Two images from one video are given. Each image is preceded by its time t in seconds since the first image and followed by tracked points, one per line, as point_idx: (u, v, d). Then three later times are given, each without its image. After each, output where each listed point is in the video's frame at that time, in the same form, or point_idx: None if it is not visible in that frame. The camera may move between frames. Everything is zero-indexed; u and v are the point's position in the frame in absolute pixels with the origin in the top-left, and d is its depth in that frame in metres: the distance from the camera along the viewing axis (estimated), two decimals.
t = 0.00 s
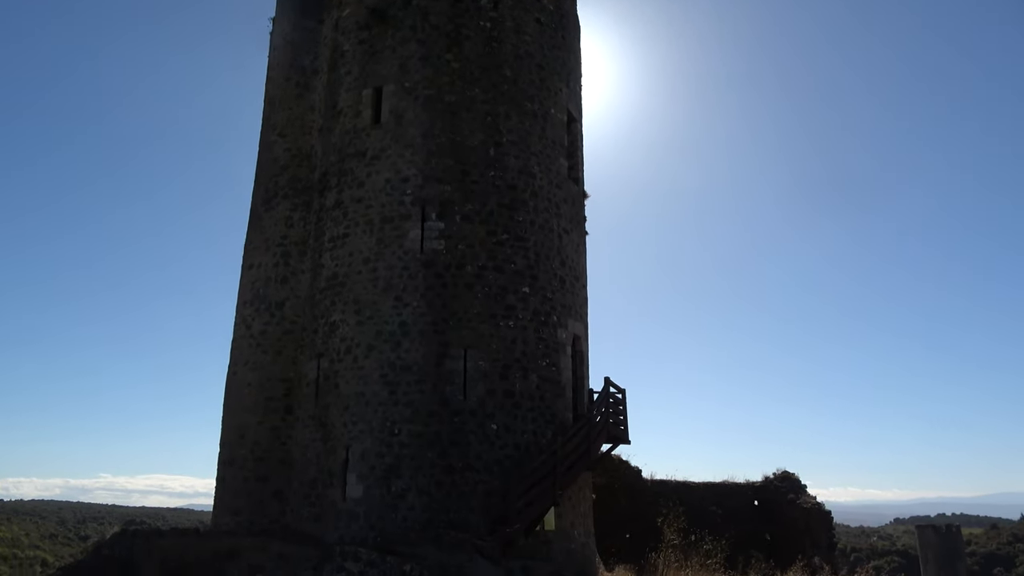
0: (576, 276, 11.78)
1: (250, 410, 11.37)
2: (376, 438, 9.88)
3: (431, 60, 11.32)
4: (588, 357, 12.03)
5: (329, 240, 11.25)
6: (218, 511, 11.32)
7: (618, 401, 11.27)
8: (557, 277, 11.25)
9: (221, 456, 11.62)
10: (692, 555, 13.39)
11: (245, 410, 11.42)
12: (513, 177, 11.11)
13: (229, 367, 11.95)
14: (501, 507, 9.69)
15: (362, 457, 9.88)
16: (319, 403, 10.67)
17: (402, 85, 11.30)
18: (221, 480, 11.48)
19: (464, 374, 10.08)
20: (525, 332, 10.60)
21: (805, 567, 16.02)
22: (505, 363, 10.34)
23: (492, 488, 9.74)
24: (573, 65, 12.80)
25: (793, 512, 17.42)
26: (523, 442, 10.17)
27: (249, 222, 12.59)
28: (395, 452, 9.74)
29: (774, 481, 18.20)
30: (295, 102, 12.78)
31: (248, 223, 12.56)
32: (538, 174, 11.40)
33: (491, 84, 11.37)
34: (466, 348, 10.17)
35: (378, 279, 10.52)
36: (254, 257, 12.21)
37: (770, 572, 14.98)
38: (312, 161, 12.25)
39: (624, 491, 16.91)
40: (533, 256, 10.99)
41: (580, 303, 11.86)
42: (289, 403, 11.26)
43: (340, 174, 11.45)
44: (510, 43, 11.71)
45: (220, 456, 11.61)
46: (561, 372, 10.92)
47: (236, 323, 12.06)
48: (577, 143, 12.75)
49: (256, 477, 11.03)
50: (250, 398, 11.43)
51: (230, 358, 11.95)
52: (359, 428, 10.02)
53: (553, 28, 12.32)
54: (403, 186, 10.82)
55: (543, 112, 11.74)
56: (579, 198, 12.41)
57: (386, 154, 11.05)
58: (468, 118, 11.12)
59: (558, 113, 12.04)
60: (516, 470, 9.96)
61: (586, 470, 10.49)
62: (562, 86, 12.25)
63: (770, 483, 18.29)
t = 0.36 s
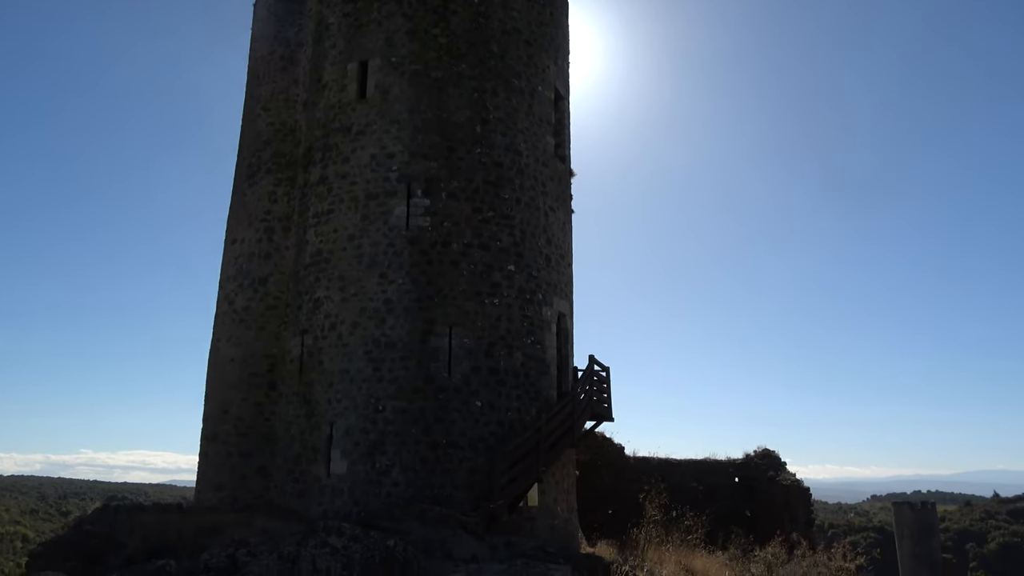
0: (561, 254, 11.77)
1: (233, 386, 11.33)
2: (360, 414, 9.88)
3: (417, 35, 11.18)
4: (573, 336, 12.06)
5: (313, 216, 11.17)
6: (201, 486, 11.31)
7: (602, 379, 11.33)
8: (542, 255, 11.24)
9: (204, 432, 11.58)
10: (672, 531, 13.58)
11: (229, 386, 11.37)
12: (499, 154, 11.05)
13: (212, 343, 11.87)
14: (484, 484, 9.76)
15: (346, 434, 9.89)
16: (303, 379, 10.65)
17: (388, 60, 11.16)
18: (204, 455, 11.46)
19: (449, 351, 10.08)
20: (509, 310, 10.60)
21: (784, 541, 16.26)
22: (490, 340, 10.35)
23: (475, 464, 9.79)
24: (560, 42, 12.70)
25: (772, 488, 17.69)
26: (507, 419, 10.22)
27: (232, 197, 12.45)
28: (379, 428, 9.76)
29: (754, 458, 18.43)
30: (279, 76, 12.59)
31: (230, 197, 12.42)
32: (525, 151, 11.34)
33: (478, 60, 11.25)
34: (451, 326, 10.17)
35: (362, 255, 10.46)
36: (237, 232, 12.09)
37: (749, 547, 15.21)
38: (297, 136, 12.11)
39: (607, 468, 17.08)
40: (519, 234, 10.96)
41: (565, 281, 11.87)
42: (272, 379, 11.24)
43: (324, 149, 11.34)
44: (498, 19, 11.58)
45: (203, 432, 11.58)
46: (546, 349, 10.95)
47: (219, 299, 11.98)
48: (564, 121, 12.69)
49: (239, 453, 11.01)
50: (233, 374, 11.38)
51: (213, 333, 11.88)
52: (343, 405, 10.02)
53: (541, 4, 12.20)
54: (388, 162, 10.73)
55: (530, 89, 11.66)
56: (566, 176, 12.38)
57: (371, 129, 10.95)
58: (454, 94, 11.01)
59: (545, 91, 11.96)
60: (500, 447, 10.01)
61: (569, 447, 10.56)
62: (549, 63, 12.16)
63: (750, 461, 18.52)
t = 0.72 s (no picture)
0: (547, 232, 11.76)
1: (216, 362, 11.28)
2: (345, 391, 9.88)
3: (403, 9, 11.04)
4: (557, 314, 12.09)
5: (297, 192, 11.07)
6: (184, 462, 11.29)
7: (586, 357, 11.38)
8: (528, 233, 11.22)
9: (187, 408, 11.54)
10: (654, 507, 13.75)
11: (212, 362, 11.32)
12: (485, 131, 10.97)
13: (195, 319, 11.79)
14: (468, 460, 9.81)
15: (330, 410, 9.89)
16: (286, 356, 10.62)
17: (373, 34, 11.02)
18: (187, 431, 11.43)
19: (434, 329, 10.08)
20: (494, 288, 10.60)
21: (763, 518, 16.51)
22: (475, 318, 10.35)
23: (459, 441, 9.84)
24: (548, 18, 12.59)
25: (753, 465, 17.92)
26: (491, 396, 10.26)
27: (215, 172, 12.31)
28: (363, 405, 9.77)
29: (735, 437, 18.63)
30: (262, 49, 12.41)
31: (213, 172, 12.27)
32: (511, 128, 11.28)
33: (464, 35, 11.13)
34: (436, 303, 10.16)
35: (347, 232, 10.40)
36: (219, 207, 11.98)
37: (729, 523, 15.43)
38: (280, 111, 11.97)
39: (590, 445, 17.23)
40: (505, 212, 10.93)
41: (550, 259, 11.86)
42: (256, 356, 11.20)
43: (308, 124, 11.22)
44: None
45: (186, 408, 11.54)
46: (530, 327, 10.98)
47: (202, 274, 11.88)
48: (551, 99, 12.62)
49: (222, 429, 10.99)
50: (216, 351, 11.32)
51: (196, 310, 11.79)
52: (327, 381, 10.01)
53: None
54: (373, 138, 10.64)
55: (516, 65, 11.56)
56: (552, 154, 12.33)
57: (356, 104, 10.84)
58: (440, 70, 10.90)
59: (531, 67, 11.87)
60: (484, 424, 10.06)
61: (553, 425, 10.63)
62: (537, 40, 12.06)
63: (731, 439, 18.72)
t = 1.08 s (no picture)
0: (530, 210, 11.74)
1: (197, 339, 11.21)
2: (327, 368, 9.87)
3: None
4: (540, 292, 12.11)
5: (278, 168, 10.97)
6: (166, 439, 11.25)
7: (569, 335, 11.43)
8: (511, 211, 11.20)
9: (168, 385, 11.48)
10: (635, 484, 13.90)
11: (193, 339, 11.25)
12: (468, 108, 10.90)
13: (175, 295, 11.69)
14: (451, 438, 9.86)
15: (313, 387, 9.89)
16: (268, 333, 10.58)
17: (355, 8, 10.87)
18: (168, 408, 11.38)
19: (417, 306, 10.08)
20: (478, 266, 10.59)
21: (742, 494, 16.75)
22: (458, 296, 10.35)
23: (442, 418, 9.88)
24: None
25: (733, 443, 18.15)
26: (474, 374, 10.29)
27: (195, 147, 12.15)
28: (346, 382, 9.77)
29: (716, 415, 18.83)
30: (242, 22, 12.20)
31: (193, 147, 12.11)
32: (495, 105, 11.21)
33: (448, 10, 11.01)
34: (419, 281, 10.15)
35: (329, 208, 10.33)
36: (200, 183, 11.84)
37: (709, 499, 15.64)
38: (261, 85, 11.81)
39: (572, 423, 17.35)
40: (488, 190, 10.90)
41: (534, 237, 11.86)
42: (238, 333, 11.15)
43: (290, 99, 11.09)
44: None
45: (167, 385, 11.48)
46: (513, 305, 10.99)
47: (182, 251, 11.77)
48: (535, 76, 12.54)
49: (204, 406, 10.95)
50: (197, 327, 11.25)
51: (177, 286, 11.69)
52: (310, 359, 9.99)
53: None
54: (355, 114, 10.54)
55: (500, 42, 11.47)
56: (536, 132, 12.28)
57: (338, 80, 10.71)
58: (423, 45, 10.79)
59: (515, 44, 11.78)
60: (467, 401, 10.11)
61: (535, 402, 10.69)
62: (521, 16, 11.95)
63: (711, 416, 18.92)
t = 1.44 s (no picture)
0: (511, 190, 11.70)
1: (175, 318, 11.11)
2: (307, 347, 9.83)
3: None
4: (521, 272, 12.11)
5: (257, 145, 10.84)
6: (144, 418, 11.17)
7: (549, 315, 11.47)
8: (492, 190, 11.16)
9: (145, 364, 11.38)
10: (614, 462, 14.04)
11: (171, 317, 11.15)
12: (450, 86, 10.81)
13: (153, 274, 11.56)
14: (431, 417, 9.90)
15: (293, 366, 9.85)
16: (247, 311, 10.50)
17: None
18: (146, 387, 11.30)
19: (397, 286, 10.05)
20: (459, 245, 10.57)
21: (719, 472, 16.98)
22: (438, 276, 10.33)
23: (423, 397, 9.91)
24: None
25: (711, 422, 18.36)
26: (454, 353, 10.31)
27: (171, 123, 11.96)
28: (326, 361, 9.74)
29: (694, 394, 19.01)
30: None
31: (169, 122, 11.92)
32: (476, 83, 11.13)
33: None
34: (399, 260, 10.11)
35: (309, 186, 10.23)
36: (176, 160, 11.67)
37: (686, 477, 15.85)
38: (239, 60, 11.63)
39: (552, 402, 17.46)
40: (469, 169, 10.85)
41: (515, 217, 11.84)
42: (217, 311, 11.07)
43: (268, 75, 10.93)
44: None
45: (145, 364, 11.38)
46: (494, 285, 10.99)
47: (160, 228, 11.63)
48: (516, 54, 12.45)
49: (183, 385, 10.88)
50: (175, 306, 11.14)
51: (154, 264, 11.55)
52: (289, 338, 9.94)
53: None
54: (335, 91, 10.42)
55: (482, 19, 11.36)
56: (518, 111, 12.22)
57: (318, 55, 10.57)
58: (404, 21, 10.66)
59: (497, 21, 11.68)
60: (447, 380, 10.13)
61: (515, 381, 10.73)
62: None
63: (690, 395, 19.10)
